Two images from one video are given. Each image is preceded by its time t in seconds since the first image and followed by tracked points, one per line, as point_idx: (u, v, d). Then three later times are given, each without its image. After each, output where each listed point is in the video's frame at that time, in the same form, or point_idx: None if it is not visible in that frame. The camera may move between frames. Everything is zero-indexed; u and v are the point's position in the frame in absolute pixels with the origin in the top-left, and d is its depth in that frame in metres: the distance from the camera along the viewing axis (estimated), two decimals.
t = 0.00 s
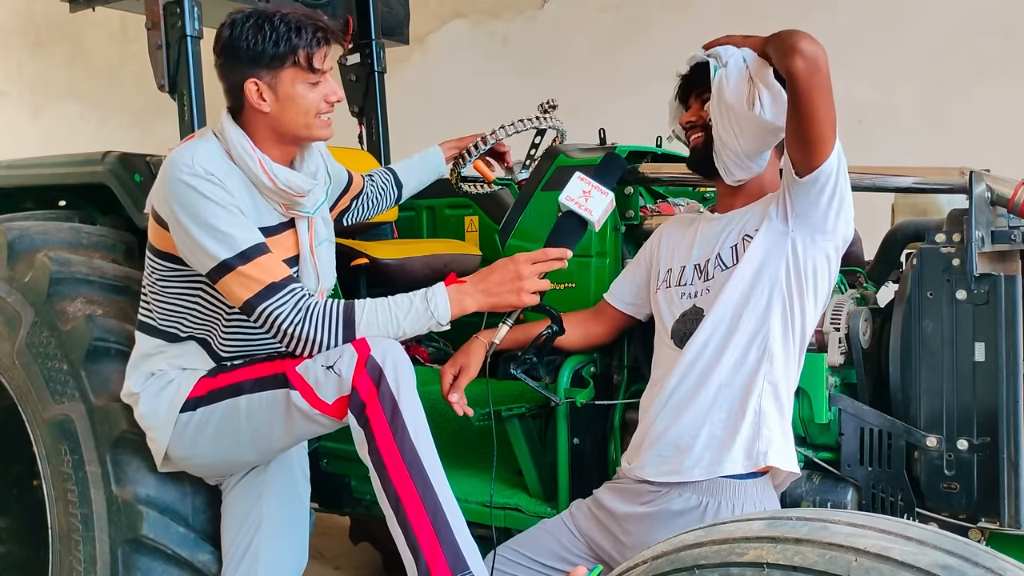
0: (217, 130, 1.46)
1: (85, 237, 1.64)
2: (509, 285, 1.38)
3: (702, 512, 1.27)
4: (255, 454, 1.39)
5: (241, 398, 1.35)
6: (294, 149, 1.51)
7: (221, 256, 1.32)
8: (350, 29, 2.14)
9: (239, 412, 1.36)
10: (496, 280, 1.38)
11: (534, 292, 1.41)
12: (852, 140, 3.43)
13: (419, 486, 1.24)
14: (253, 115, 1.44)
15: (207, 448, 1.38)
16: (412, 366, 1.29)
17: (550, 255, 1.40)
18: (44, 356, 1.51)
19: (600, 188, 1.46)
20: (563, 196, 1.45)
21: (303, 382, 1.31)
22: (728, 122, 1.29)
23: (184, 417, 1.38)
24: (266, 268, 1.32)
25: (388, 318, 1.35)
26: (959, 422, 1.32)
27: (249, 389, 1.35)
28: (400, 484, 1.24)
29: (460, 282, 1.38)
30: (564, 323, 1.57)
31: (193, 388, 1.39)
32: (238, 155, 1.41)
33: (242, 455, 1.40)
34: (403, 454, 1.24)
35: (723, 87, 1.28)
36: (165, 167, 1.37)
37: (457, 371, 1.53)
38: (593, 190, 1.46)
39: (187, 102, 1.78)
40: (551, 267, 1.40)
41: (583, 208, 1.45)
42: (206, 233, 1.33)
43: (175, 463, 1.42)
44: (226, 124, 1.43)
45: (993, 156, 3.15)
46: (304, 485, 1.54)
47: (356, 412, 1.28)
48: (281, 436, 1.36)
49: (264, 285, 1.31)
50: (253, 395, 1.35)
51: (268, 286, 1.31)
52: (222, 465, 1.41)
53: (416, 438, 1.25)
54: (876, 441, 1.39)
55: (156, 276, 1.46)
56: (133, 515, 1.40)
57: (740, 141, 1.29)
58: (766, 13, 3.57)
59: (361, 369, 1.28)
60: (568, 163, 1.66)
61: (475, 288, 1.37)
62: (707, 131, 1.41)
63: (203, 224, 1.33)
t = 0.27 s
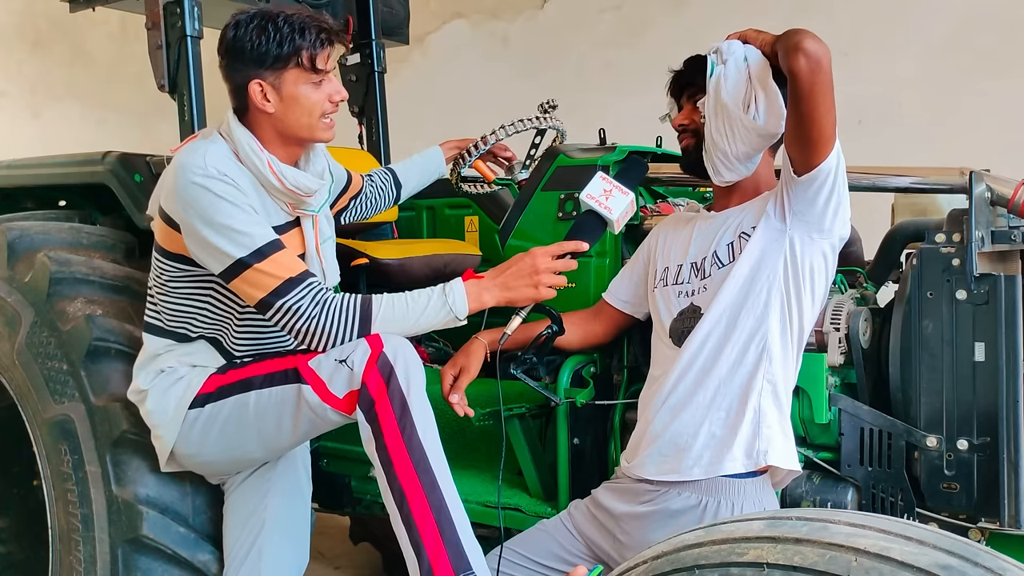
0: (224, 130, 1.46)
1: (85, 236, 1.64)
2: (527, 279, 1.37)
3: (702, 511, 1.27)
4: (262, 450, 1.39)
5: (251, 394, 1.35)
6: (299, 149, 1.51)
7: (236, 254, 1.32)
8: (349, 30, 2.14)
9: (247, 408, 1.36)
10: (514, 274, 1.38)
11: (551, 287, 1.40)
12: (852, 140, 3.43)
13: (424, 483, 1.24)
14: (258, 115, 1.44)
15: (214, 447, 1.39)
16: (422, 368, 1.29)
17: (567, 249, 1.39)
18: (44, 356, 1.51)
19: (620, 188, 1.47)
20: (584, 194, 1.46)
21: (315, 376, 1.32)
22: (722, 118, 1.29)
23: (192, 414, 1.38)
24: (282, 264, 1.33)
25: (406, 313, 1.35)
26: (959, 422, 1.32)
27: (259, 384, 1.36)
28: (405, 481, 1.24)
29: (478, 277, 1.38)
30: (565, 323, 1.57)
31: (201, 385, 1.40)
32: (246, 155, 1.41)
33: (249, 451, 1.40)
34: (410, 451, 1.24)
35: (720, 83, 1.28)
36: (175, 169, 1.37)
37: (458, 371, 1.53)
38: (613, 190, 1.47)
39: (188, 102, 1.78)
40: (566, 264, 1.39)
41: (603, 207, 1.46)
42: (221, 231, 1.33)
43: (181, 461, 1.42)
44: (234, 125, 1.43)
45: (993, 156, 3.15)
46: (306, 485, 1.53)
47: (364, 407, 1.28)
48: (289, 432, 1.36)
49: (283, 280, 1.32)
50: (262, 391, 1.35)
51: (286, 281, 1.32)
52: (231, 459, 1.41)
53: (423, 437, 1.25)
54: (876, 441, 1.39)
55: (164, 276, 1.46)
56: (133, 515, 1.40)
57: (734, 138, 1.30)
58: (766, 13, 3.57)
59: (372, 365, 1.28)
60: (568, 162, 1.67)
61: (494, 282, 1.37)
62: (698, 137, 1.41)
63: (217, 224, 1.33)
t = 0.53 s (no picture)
0: (230, 130, 1.45)
1: (85, 237, 1.64)
2: (536, 279, 1.38)
3: (704, 511, 1.27)
4: (266, 448, 1.39)
5: (256, 390, 1.35)
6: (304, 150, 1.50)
7: (243, 252, 1.32)
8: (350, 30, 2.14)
9: (252, 404, 1.36)
10: (521, 274, 1.39)
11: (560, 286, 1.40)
12: (852, 140, 3.43)
13: (426, 482, 1.24)
14: (264, 117, 1.44)
15: (219, 446, 1.39)
16: (426, 365, 1.30)
17: (576, 251, 1.39)
18: (44, 356, 1.51)
19: (632, 190, 1.46)
20: (595, 195, 1.45)
21: (320, 372, 1.32)
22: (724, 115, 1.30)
23: (198, 411, 1.38)
24: (289, 261, 1.33)
25: (414, 310, 1.35)
26: (959, 422, 1.32)
27: (264, 380, 1.36)
28: (408, 480, 1.24)
29: (486, 276, 1.39)
30: (565, 323, 1.57)
31: (207, 382, 1.40)
32: (253, 155, 1.41)
33: (253, 450, 1.40)
34: (413, 450, 1.24)
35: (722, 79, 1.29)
36: (182, 168, 1.37)
37: (458, 370, 1.54)
38: (624, 192, 1.46)
39: (187, 102, 1.78)
40: (576, 263, 1.38)
41: (614, 208, 1.44)
42: (229, 229, 1.33)
43: (184, 461, 1.42)
44: (240, 125, 1.42)
45: (993, 156, 3.15)
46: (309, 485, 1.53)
47: (369, 406, 1.28)
48: (295, 430, 1.36)
49: (291, 277, 1.32)
50: (268, 387, 1.35)
51: (294, 278, 1.32)
52: (236, 459, 1.41)
53: (426, 435, 1.26)
54: (876, 441, 1.39)
55: (171, 276, 1.46)
56: (133, 515, 1.40)
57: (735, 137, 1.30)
58: (766, 13, 3.57)
59: (377, 363, 1.29)
60: (568, 162, 1.67)
61: (502, 281, 1.37)
62: (702, 140, 1.41)
63: (225, 222, 1.33)
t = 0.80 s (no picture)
0: (235, 130, 1.45)
1: (85, 237, 1.64)
2: (538, 279, 1.39)
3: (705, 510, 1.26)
4: (267, 448, 1.39)
5: (256, 389, 1.35)
6: (308, 151, 1.50)
7: (246, 251, 1.32)
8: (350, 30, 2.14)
9: (252, 404, 1.36)
10: (524, 275, 1.39)
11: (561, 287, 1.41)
12: (852, 140, 3.43)
13: (426, 482, 1.24)
14: (268, 118, 1.44)
15: (219, 445, 1.39)
16: (426, 365, 1.29)
17: (578, 253, 1.40)
18: (44, 356, 1.50)
19: (635, 191, 1.47)
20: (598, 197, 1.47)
21: (320, 371, 1.32)
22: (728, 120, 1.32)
23: (199, 410, 1.38)
24: (293, 260, 1.33)
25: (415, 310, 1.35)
26: (959, 422, 1.32)
27: (264, 380, 1.36)
28: (408, 480, 1.24)
29: (487, 277, 1.38)
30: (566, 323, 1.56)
31: (208, 381, 1.40)
32: (258, 156, 1.41)
33: (254, 449, 1.40)
34: (413, 450, 1.24)
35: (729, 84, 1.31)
36: (187, 165, 1.37)
37: (459, 371, 1.54)
38: (628, 194, 1.47)
39: (188, 102, 1.78)
40: (578, 265, 1.38)
41: (617, 209, 1.46)
42: (233, 227, 1.33)
43: (184, 460, 1.42)
44: (246, 125, 1.42)
45: (993, 156, 3.15)
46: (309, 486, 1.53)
47: (369, 406, 1.28)
48: (296, 429, 1.36)
49: (293, 276, 1.32)
50: (268, 387, 1.35)
51: (297, 276, 1.32)
52: (236, 459, 1.41)
53: (426, 435, 1.25)
54: (876, 441, 1.39)
55: (174, 275, 1.46)
56: (132, 515, 1.40)
57: (735, 143, 1.30)
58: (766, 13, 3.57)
59: (377, 363, 1.28)
60: (568, 162, 1.67)
61: (503, 282, 1.38)
62: (709, 138, 1.42)
63: (229, 220, 1.33)
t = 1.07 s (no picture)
0: (232, 130, 1.45)
1: (85, 237, 1.64)
2: (531, 282, 1.38)
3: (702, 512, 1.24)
4: (263, 449, 1.39)
5: (251, 392, 1.36)
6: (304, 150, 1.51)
7: (238, 251, 1.32)
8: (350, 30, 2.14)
9: (247, 406, 1.36)
10: (517, 276, 1.39)
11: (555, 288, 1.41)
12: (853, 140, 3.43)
13: (424, 482, 1.24)
14: (263, 119, 1.44)
15: (215, 446, 1.39)
16: (421, 365, 1.29)
17: (571, 253, 1.39)
18: (44, 356, 1.50)
19: (629, 192, 1.46)
20: (591, 198, 1.46)
21: (314, 374, 1.32)
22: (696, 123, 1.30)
23: (194, 412, 1.38)
24: (287, 261, 1.33)
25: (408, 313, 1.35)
26: (959, 422, 1.32)
27: (260, 382, 1.36)
28: (406, 481, 1.24)
29: (480, 279, 1.38)
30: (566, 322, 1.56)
31: (204, 383, 1.40)
32: (254, 156, 1.41)
33: (249, 450, 1.39)
34: (409, 450, 1.24)
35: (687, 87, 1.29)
36: (183, 166, 1.37)
37: (472, 370, 1.56)
38: (621, 194, 1.46)
39: (188, 102, 1.78)
40: (572, 266, 1.39)
41: (610, 211, 1.44)
42: (225, 227, 1.33)
43: (182, 460, 1.42)
44: (242, 125, 1.43)
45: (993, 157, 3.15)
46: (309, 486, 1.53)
47: (364, 407, 1.28)
48: (290, 431, 1.36)
49: (285, 278, 1.32)
50: (263, 389, 1.35)
51: (289, 278, 1.32)
52: (232, 460, 1.41)
53: (422, 436, 1.25)
54: (876, 441, 1.39)
55: (169, 275, 1.46)
56: (132, 515, 1.40)
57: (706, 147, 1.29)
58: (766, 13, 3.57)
59: (372, 364, 1.28)
60: (568, 162, 1.67)
61: (496, 284, 1.37)
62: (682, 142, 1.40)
63: (222, 221, 1.33)
